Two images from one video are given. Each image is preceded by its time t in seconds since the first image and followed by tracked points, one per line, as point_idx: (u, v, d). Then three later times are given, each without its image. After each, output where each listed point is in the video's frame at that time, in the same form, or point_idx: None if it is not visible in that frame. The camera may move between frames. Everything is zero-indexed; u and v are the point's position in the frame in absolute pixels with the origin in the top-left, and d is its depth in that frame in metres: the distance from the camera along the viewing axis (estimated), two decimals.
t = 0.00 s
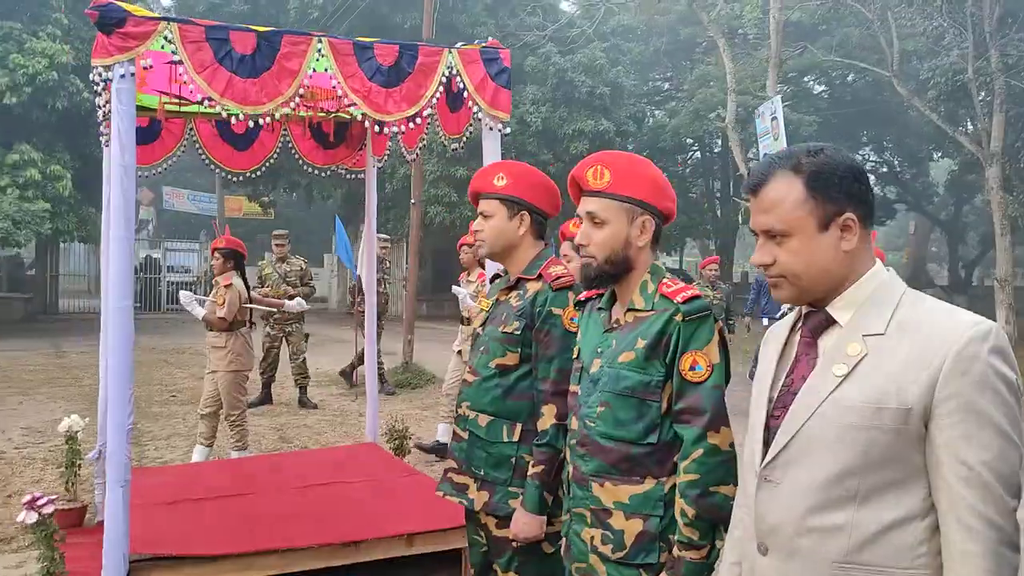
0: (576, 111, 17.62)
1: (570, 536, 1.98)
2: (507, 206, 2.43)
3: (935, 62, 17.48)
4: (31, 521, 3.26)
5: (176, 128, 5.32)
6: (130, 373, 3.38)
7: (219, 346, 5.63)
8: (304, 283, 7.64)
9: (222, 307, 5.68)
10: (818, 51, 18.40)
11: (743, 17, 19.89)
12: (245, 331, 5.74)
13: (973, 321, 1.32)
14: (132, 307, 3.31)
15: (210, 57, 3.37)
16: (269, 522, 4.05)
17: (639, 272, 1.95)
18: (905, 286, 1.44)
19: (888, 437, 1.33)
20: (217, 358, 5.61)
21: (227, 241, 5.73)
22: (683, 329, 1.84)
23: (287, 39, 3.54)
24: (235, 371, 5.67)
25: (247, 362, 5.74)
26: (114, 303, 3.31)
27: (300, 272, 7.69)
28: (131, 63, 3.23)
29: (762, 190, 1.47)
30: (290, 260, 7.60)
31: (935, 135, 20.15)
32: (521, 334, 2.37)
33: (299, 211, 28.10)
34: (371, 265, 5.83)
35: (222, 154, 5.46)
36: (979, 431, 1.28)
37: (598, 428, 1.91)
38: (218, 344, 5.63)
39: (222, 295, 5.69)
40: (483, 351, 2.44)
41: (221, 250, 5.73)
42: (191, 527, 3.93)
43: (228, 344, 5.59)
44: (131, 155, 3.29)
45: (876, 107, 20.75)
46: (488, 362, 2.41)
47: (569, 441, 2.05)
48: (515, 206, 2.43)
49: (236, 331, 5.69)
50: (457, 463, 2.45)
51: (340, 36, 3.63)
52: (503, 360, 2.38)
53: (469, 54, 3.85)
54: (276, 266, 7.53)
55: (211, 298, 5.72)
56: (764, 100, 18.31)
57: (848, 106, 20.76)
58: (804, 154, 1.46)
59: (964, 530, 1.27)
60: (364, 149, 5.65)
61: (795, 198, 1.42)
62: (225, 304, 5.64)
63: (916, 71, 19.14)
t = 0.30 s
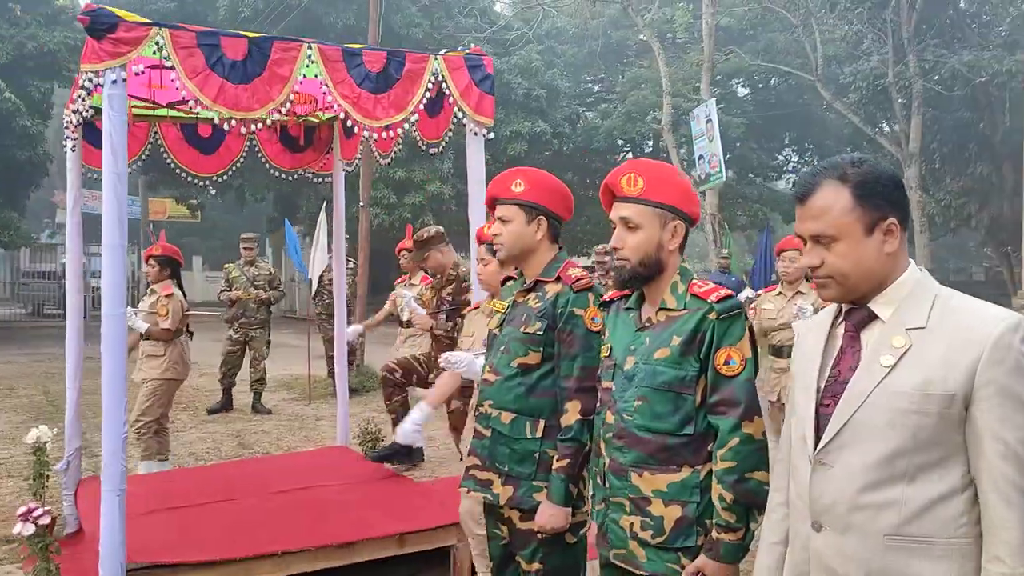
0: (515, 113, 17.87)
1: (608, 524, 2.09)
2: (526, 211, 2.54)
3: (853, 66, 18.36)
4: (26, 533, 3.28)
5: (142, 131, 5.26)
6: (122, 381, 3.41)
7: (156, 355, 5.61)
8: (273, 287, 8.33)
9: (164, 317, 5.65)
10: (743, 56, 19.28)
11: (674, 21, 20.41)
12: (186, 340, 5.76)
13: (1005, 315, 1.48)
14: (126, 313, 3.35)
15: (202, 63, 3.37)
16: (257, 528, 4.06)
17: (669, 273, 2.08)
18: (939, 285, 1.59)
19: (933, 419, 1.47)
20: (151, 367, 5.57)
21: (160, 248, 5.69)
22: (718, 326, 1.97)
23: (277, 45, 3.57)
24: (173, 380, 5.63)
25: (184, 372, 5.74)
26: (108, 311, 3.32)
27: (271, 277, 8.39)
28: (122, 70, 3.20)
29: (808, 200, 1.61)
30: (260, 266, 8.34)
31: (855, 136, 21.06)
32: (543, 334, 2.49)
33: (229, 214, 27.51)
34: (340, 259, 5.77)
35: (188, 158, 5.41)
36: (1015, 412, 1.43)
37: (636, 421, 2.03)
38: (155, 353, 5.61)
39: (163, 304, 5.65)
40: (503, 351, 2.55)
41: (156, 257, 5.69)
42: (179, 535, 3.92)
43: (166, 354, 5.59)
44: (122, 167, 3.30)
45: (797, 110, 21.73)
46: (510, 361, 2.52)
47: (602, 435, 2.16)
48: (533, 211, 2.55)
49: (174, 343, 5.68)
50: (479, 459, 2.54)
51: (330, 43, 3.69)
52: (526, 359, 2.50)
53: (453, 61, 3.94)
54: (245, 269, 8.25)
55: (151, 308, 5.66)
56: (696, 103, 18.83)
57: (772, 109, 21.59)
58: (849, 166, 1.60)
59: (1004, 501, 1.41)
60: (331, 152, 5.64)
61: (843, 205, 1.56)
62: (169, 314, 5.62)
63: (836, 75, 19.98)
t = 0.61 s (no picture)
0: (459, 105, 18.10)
1: (621, 490, 2.27)
2: (529, 202, 2.73)
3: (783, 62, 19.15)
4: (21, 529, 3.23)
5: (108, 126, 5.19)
6: (116, 378, 3.36)
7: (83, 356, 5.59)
8: (231, 282, 8.23)
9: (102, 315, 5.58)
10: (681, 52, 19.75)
11: (614, 16, 20.90)
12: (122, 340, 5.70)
13: (980, 290, 1.69)
14: (120, 308, 3.33)
15: (192, 59, 3.44)
16: (244, 517, 4.12)
17: (673, 259, 2.27)
18: (923, 265, 1.79)
19: (922, 382, 1.68)
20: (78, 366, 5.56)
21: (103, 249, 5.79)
22: (721, 305, 2.16)
23: (265, 41, 3.67)
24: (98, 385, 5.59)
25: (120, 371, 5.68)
26: (99, 305, 3.29)
27: (230, 271, 8.28)
28: (112, 65, 3.22)
29: (809, 189, 1.80)
30: (218, 260, 8.21)
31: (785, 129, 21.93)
32: (549, 317, 2.67)
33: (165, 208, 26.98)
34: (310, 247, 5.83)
35: (154, 153, 5.36)
36: (992, 374, 1.64)
37: (646, 395, 2.21)
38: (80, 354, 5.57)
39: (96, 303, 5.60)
40: (510, 334, 2.72)
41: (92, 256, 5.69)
42: (166, 526, 3.95)
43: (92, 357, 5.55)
44: (115, 160, 3.29)
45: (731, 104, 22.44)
46: (517, 344, 2.70)
47: (612, 408, 2.34)
48: (536, 202, 2.74)
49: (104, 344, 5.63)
50: (490, 437, 2.72)
51: (316, 40, 3.80)
52: (532, 341, 2.68)
53: (435, 58, 4.05)
54: (203, 264, 8.12)
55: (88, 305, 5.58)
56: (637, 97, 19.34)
57: (707, 103, 22.30)
58: (844, 161, 1.79)
59: (984, 451, 1.63)
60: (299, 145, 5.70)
61: (842, 196, 1.74)
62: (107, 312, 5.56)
63: (767, 70, 20.77)
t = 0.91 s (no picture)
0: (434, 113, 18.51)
1: (652, 481, 2.48)
2: (555, 218, 2.94)
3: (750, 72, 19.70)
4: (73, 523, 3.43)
5: (119, 141, 5.30)
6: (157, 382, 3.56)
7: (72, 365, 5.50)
8: (222, 292, 8.30)
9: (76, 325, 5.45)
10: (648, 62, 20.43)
11: (583, 26, 21.52)
12: (102, 348, 5.58)
13: (986, 298, 1.94)
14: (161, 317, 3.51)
15: (225, 82, 3.63)
16: (268, 514, 4.29)
17: (698, 270, 2.51)
18: (933, 276, 2.04)
19: (935, 378, 1.92)
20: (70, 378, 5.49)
21: (81, 258, 5.75)
22: (744, 312, 2.41)
23: (290, 65, 3.86)
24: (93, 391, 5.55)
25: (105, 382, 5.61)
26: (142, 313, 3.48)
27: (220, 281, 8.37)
28: (151, 88, 3.43)
29: (835, 207, 2.04)
30: (208, 271, 8.28)
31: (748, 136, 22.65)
32: (576, 323, 2.87)
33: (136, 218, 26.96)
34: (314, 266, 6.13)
35: (163, 167, 5.52)
36: (996, 370, 1.89)
37: (676, 393, 2.44)
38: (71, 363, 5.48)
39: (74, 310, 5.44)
40: (538, 339, 2.92)
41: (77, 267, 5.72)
42: (194, 525, 4.12)
43: (86, 363, 5.50)
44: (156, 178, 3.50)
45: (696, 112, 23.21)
46: (545, 348, 2.89)
47: (642, 406, 2.57)
48: (561, 218, 2.95)
49: (93, 349, 5.56)
50: (519, 435, 2.91)
51: (336, 62, 4.00)
52: (560, 346, 2.88)
53: (444, 78, 4.24)
54: (193, 276, 8.17)
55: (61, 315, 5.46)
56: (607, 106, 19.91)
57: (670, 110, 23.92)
58: (866, 183, 2.04)
59: (989, 439, 1.87)
60: (300, 160, 5.84)
61: (865, 213, 1.99)
62: (79, 322, 5.41)
63: (731, 79, 21.48)
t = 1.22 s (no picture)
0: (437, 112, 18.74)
1: (714, 463, 2.62)
2: (609, 215, 3.06)
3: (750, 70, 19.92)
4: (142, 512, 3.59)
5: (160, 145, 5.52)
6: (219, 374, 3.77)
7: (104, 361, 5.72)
8: (238, 289, 8.46)
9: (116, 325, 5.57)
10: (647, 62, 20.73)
11: (582, 25, 21.79)
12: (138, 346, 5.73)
13: None
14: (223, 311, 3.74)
15: (281, 88, 3.84)
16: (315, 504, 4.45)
17: (756, 264, 2.64)
18: (989, 269, 2.19)
19: (996, 363, 2.07)
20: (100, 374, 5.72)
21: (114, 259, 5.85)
22: (803, 303, 2.55)
23: (341, 71, 4.05)
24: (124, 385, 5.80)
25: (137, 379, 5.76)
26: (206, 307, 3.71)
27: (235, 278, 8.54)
28: (213, 94, 3.67)
29: (898, 204, 2.18)
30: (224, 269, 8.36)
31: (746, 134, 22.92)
32: (632, 315, 2.99)
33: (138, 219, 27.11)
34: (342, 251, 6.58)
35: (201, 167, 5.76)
36: None
37: (738, 380, 2.58)
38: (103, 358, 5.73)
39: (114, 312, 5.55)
40: (594, 331, 3.04)
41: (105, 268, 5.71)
42: (248, 515, 4.26)
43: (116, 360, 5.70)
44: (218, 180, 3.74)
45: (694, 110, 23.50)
46: (601, 339, 3.01)
47: (702, 393, 2.70)
48: (615, 215, 3.06)
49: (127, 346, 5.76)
50: (577, 422, 3.04)
51: (383, 67, 4.17)
52: (617, 337, 2.99)
53: (483, 81, 4.43)
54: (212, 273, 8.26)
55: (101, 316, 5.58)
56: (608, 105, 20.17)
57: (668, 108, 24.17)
58: (928, 181, 2.18)
59: None
60: (330, 160, 5.97)
61: (928, 210, 2.14)
62: (122, 322, 5.53)
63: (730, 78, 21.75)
